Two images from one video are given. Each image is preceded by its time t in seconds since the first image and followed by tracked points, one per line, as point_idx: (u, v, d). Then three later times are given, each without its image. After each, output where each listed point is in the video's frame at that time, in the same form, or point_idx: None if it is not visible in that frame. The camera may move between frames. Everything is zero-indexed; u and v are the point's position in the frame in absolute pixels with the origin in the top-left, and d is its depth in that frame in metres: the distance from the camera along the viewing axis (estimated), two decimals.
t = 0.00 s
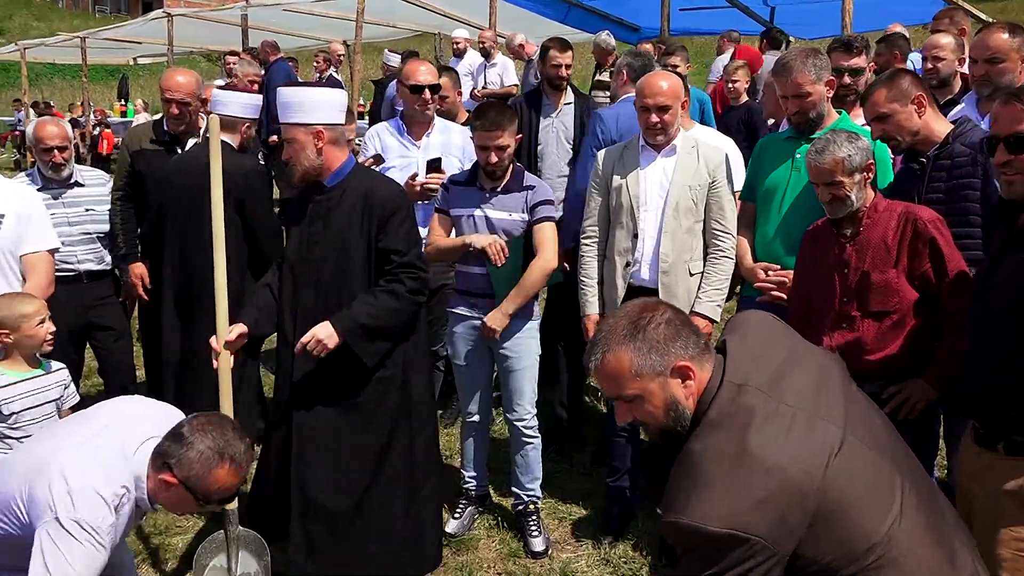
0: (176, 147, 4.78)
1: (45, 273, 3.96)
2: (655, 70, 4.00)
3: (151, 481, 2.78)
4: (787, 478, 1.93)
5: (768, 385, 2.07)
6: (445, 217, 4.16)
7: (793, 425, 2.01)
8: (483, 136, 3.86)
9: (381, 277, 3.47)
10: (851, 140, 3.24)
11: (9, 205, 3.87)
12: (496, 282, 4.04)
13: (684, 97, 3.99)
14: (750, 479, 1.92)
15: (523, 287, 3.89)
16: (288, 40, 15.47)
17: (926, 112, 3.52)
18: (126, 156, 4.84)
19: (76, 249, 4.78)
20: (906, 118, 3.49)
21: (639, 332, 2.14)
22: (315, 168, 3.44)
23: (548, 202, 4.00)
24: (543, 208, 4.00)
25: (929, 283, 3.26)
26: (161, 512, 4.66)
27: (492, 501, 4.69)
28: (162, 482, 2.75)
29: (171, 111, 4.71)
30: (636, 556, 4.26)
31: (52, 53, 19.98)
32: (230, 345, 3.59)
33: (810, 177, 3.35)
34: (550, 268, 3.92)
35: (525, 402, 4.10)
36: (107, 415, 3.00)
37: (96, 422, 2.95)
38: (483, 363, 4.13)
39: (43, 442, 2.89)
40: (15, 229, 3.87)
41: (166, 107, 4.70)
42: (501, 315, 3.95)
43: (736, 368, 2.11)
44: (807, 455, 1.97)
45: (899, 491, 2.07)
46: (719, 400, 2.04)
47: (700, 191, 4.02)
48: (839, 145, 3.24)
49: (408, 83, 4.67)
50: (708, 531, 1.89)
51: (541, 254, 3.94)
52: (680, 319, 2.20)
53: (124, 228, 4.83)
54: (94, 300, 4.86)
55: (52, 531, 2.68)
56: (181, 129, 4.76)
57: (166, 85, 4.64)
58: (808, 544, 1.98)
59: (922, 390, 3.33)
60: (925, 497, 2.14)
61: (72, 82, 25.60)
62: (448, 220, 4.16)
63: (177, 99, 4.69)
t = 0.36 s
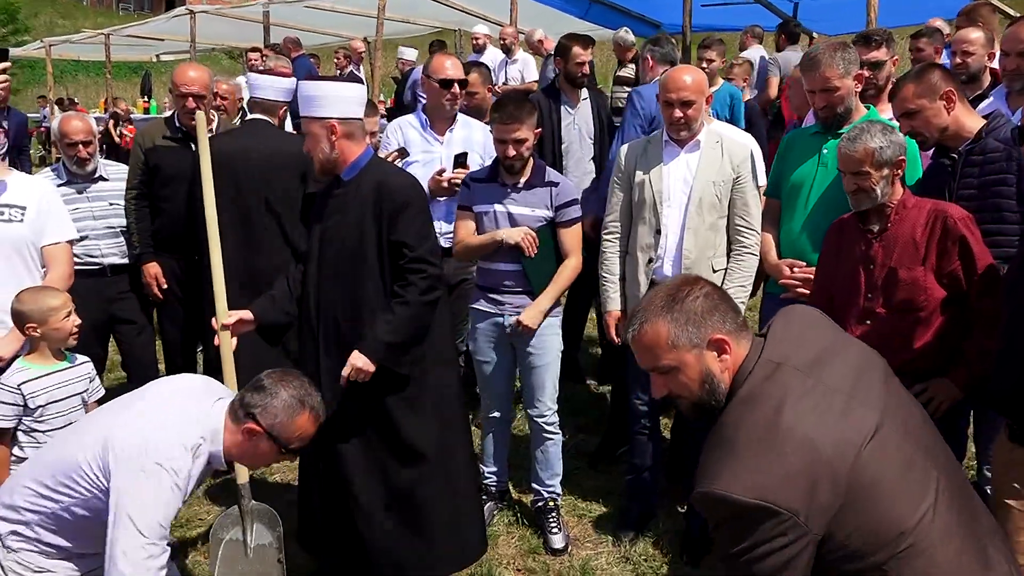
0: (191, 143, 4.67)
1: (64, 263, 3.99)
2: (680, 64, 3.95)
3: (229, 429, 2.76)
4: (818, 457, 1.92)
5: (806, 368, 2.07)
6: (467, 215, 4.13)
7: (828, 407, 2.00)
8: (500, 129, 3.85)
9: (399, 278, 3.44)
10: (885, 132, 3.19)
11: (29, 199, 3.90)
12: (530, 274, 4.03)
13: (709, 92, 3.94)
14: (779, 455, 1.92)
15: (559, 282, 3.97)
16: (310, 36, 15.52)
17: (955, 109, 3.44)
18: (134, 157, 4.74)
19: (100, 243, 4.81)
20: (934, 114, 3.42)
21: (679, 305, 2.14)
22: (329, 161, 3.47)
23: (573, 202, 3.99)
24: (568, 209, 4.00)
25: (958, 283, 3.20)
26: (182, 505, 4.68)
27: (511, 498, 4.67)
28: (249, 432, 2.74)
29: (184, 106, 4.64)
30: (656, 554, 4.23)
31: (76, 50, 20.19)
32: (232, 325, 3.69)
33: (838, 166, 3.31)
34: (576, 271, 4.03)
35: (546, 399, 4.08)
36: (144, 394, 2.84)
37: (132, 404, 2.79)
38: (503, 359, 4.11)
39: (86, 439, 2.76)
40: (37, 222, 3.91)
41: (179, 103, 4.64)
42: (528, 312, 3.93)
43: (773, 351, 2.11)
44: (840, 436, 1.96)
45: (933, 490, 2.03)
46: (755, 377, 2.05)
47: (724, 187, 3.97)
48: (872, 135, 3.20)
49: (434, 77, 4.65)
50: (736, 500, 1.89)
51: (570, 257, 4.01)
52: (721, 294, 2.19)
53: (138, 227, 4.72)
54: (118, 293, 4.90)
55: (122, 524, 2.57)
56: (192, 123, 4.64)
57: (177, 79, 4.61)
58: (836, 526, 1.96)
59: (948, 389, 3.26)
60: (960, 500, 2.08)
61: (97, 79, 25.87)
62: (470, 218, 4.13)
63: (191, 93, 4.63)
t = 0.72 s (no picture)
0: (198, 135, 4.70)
1: (72, 253, 4.00)
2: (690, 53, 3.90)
3: (317, 425, 2.77)
4: (827, 427, 1.92)
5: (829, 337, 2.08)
6: (472, 209, 4.06)
7: (844, 375, 2.01)
8: (501, 116, 3.83)
9: (391, 266, 3.41)
10: (897, 124, 3.14)
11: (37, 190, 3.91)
12: (545, 261, 4.05)
13: (719, 82, 3.89)
14: (789, 417, 1.93)
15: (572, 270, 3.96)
16: (319, 28, 15.50)
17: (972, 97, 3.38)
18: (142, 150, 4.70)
19: (109, 234, 4.81)
20: (948, 102, 3.37)
21: (708, 265, 2.20)
22: (329, 148, 3.49)
23: (580, 187, 4.04)
24: (575, 195, 4.04)
25: (974, 274, 3.16)
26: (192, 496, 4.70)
27: (519, 489, 4.66)
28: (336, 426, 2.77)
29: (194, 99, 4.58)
30: (666, 546, 4.21)
31: (88, 43, 20.26)
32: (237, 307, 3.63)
33: (852, 161, 3.26)
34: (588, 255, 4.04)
35: (554, 389, 4.06)
36: (222, 404, 2.73)
37: (217, 420, 2.68)
38: (514, 349, 4.10)
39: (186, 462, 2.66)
40: (44, 213, 3.91)
41: (188, 96, 4.59)
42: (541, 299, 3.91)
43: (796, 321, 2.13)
44: (853, 405, 1.96)
45: (946, 483, 2.00)
46: (777, 338, 2.09)
47: (735, 176, 3.92)
48: (884, 129, 3.15)
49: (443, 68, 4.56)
50: (741, 454, 1.92)
51: (580, 241, 4.04)
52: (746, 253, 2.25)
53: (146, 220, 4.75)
54: (126, 284, 4.89)
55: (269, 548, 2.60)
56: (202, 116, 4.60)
57: (187, 71, 4.54)
58: (840, 497, 1.92)
59: (963, 383, 3.25)
60: (975, 496, 2.04)
61: (108, 72, 25.96)
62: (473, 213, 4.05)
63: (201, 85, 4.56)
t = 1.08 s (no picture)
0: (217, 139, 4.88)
1: (81, 247, 4.00)
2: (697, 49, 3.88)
3: (364, 437, 2.83)
4: (839, 417, 1.94)
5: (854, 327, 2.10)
6: (478, 204, 4.09)
7: (870, 365, 2.03)
8: (515, 120, 3.81)
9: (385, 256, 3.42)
10: (906, 122, 3.12)
11: (46, 182, 3.92)
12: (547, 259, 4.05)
13: (726, 78, 3.87)
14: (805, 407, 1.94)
15: (571, 269, 3.96)
16: (325, 23, 15.49)
17: (982, 92, 3.36)
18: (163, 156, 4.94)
19: (117, 228, 4.82)
20: (959, 97, 3.35)
21: (745, 246, 2.28)
22: (335, 143, 3.51)
23: (588, 187, 3.99)
24: (583, 194, 3.99)
25: (985, 271, 3.14)
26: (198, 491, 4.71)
27: (526, 485, 4.67)
28: (377, 436, 2.84)
29: (210, 103, 4.76)
30: (672, 542, 4.21)
31: (95, 38, 20.34)
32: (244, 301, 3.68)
33: (862, 159, 3.25)
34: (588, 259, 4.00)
35: (560, 384, 4.06)
36: (289, 414, 2.76)
37: (289, 430, 2.71)
38: (522, 345, 4.10)
39: (257, 470, 2.68)
40: (53, 206, 3.92)
41: (205, 100, 4.75)
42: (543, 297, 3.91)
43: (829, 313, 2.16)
44: (861, 397, 1.97)
45: (954, 480, 1.99)
46: (803, 328, 2.14)
47: (743, 172, 3.91)
48: (893, 127, 3.13)
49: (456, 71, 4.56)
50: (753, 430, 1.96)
51: (580, 244, 4.00)
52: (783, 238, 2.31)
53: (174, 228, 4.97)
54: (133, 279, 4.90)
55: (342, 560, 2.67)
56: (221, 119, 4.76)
57: (204, 77, 4.75)
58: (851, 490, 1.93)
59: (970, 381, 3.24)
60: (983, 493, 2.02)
61: (116, 68, 26.02)
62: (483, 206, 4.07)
63: (219, 90, 4.74)
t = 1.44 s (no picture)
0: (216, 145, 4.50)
1: (88, 244, 4.03)
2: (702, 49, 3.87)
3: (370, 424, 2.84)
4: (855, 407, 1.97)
5: (872, 324, 2.11)
6: (490, 201, 4.09)
7: (892, 359, 2.05)
8: (532, 119, 3.81)
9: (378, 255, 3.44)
10: (916, 119, 3.12)
11: (55, 180, 3.95)
12: (553, 258, 4.07)
13: (731, 78, 3.87)
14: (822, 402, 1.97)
15: (575, 269, 3.95)
16: (329, 22, 15.50)
17: (987, 91, 3.36)
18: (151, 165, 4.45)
19: (123, 226, 4.86)
20: (963, 96, 3.35)
21: (785, 238, 2.28)
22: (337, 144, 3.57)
23: (600, 188, 4.02)
24: (593, 195, 4.02)
25: (990, 270, 3.14)
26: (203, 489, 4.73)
27: (530, 483, 4.69)
28: (383, 425, 2.85)
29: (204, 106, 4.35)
30: (675, 541, 4.22)
31: (100, 36, 20.38)
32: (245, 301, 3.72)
33: (870, 156, 3.24)
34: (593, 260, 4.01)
35: (566, 383, 4.07)
36: (297, 399, 2.79)
37: (297, 414, 2.74)
38: (529, 347, 4.11)
39: (265, 454, 2.71)
40: (61, 204, 3.95)
41: (198, 101, 4.33)
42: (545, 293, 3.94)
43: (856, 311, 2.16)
44: (862, 394, 1.99)
45: (957, 480, 2.00)
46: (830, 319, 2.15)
47: (747, 172, 3.91)
48: (903, 124, 3.12)
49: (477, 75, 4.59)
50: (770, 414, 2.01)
51: (588, 244, 4.02)
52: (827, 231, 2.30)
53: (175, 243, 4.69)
54: (138, 278, 4.91)
55: (346, 542, 2.67)
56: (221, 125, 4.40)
57: (194, 75, 4.30)
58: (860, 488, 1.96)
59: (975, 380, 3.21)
60: (987, 495, 2.03)
61: (120, 65, 26.08)
62: (494, 204, 4.08)
63: (213, 90, 4.32)
